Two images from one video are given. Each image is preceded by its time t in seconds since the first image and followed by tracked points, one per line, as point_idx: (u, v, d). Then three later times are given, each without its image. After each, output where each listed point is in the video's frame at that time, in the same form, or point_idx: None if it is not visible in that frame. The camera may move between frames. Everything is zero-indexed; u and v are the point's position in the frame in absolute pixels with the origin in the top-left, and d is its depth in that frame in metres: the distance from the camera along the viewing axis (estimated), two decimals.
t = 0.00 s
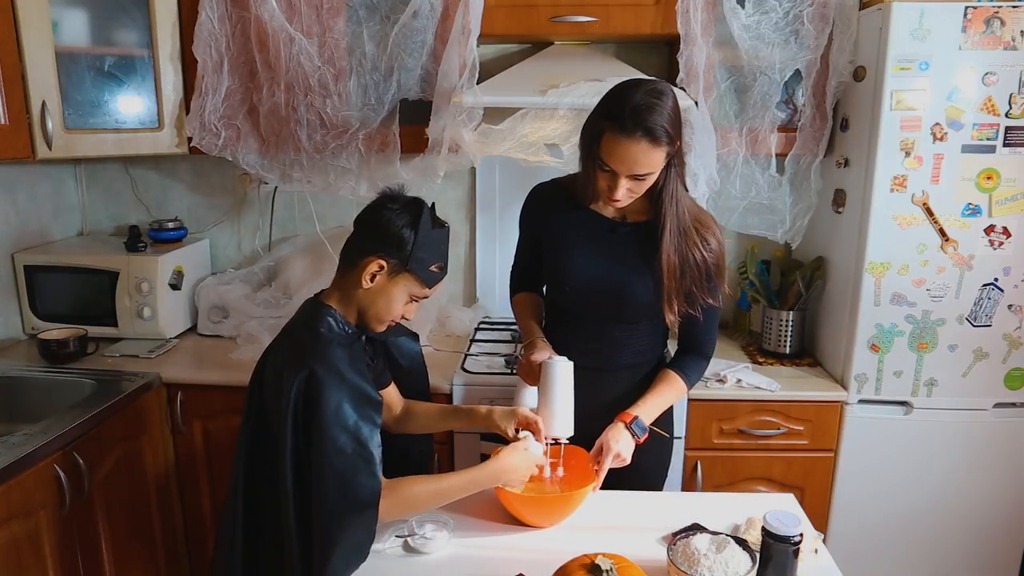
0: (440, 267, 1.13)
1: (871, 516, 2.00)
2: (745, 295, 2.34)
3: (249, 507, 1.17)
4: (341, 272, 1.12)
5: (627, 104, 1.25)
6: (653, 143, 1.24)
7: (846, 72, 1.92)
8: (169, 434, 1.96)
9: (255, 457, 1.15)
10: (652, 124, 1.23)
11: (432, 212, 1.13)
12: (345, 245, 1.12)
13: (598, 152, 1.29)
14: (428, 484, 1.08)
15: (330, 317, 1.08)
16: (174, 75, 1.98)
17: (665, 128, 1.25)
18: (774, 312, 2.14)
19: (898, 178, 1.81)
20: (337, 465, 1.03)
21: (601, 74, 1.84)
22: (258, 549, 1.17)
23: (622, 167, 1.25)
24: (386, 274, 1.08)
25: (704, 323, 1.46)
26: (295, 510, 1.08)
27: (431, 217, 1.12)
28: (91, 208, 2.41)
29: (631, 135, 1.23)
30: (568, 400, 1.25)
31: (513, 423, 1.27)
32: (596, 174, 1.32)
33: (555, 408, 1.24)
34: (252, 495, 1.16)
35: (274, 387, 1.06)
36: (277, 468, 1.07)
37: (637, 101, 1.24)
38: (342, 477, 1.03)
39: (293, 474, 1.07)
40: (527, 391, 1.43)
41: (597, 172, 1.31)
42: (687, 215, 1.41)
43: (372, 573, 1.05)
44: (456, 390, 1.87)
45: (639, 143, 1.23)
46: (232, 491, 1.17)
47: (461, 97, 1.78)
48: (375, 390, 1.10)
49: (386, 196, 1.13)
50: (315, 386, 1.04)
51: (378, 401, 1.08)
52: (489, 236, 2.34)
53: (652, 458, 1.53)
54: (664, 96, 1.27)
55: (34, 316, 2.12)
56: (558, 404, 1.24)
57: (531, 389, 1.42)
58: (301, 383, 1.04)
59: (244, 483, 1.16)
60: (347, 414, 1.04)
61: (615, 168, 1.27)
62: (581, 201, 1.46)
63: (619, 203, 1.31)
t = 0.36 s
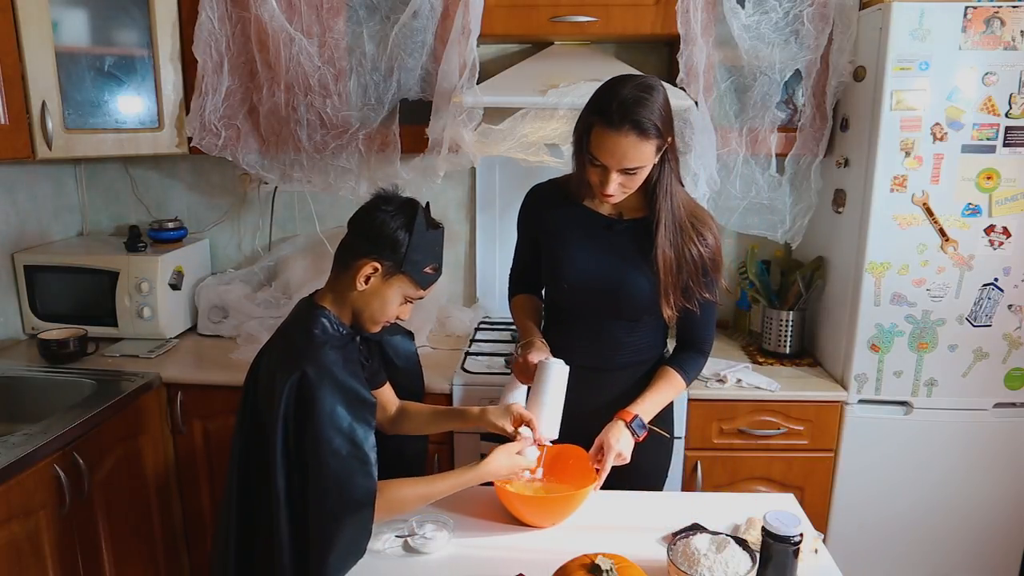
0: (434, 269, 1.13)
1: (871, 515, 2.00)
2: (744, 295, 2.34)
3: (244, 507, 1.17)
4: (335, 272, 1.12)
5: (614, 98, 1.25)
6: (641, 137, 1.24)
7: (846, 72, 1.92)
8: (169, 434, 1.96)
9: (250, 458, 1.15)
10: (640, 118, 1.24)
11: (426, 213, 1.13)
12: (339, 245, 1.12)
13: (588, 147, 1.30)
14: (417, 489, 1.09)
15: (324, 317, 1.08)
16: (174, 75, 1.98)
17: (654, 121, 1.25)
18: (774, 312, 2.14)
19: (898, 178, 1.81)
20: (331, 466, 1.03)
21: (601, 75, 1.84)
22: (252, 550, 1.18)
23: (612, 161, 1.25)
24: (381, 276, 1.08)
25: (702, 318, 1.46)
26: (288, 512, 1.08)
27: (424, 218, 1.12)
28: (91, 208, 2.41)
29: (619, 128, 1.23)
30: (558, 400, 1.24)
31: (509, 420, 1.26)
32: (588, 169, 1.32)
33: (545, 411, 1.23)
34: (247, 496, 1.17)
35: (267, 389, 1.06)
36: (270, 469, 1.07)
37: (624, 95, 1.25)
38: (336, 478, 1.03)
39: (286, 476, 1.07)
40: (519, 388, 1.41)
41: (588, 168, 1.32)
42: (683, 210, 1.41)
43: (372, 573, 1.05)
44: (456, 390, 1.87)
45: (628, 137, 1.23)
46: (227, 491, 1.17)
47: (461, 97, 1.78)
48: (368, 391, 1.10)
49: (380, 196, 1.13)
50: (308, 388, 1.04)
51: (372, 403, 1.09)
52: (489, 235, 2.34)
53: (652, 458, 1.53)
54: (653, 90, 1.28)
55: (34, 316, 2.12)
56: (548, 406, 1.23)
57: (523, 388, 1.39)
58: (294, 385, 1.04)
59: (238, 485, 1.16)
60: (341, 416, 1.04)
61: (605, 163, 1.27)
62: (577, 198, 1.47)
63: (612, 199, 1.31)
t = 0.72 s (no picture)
0: (422, 262, 1.12)
1: (871, 515, 2.00)
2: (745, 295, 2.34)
3: (236, 507, 1.17)
4: (322, 271, 1.12)
5: (606, 95, 1.25)
6: (634, 133, 1.24)
7: (846, 72, 1.92)
8: (169, 434, 1.96)
9: (240, 459, 1.15)
10: (632, 114, 1.24)
11: (410, 205, 1.11)
12: (325, 244, 1.11)
13: (581, 144, 1.30)
14: (412, 487, 1.09)
15: (313, 317, 1.07)
16: (174, 75, 1.98)
17: (645, 117, 1.25)
18: (774, 312, 2.14)
19: (898, 178, 1.81)
20: (323, 466, 1.04)
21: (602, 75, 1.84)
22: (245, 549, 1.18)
23: (604, 158, 1.25)
24: (367, 272, 1.07)
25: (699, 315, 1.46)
26: (280, 512, 1.09)
27: (409, 211, 1.11)
28: (91, 208, 2.41)
29: (610, 125, 1.23)
30: (564, 407, 1.23)
31: (497, 412, 1.25)
32: (582, 167, 1.32)
33: (550, 411, 1.21)
34: (238, 496, 1.17)
35: (256, 390, 1.06)
36: (261, 470, 1.07)
37: (616, 91, 1.25)
38: (328, 477, 1.04)
39: (277, 476, 1.08)
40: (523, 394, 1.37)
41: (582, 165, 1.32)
42: (677, 208, 1.41)
43: (372, 573, 1.05)
44: (456, 390, 1.88)
45: (620, 134, 1.23)
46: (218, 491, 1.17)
47: (461, 97, 1.78)
48: (358, 390, 1.11)
49: (362, 192, 1.12)
50: (297, 388, 1.04)
51: (361, 401, 1.09)
52: (489, 236, 2.34)
53: (652, 458, 1.53)
54: (645, 87, 1.28)
55: (33, 315, 2.12)
56: (551, 405, 1.21)
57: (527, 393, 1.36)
58: (283, 385, 1.04)
59: (230, 485, 1.16)
60: (331, 416, 1.05)
61: (598, 159, 1.27)
62: (574, 198, 1.47)
63: (606, 196, 1.31)
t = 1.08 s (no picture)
0: (400, 248, 1.11)
1: (871, 515, 2.00)
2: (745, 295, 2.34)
3: (228, 507, 1.18)
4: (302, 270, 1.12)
5: (610, 92, 1.26)
6: (640, 130, 1.25)
7: (846, 73, 1.92)
8: (169, 434, 1.96)
9: (230, 459, 1.15)
10: (637, 111, 1.24)
11: (376, 191, 1.10)
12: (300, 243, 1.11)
13: (585, 141, 1.30)
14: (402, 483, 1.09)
15: (297, 316, 1.08)
16: (174, 75, 1.97)
17: (649, 114, 1.26)
18: (774, 312, 2.14)
19: (898, 178, 1.81)
20: (312, 464, 1.04)
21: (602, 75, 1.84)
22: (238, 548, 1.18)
23: (611, 155, 1.26)
24: (344, 266, 1.07)
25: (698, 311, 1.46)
26: (271, 510, 1.09)
27: (378, 198, 1.09)
28: (91, 208, 2.41)
29: (617, 121, 1.24)
30: (546, 407, 1.24)
31: (493, 403, 1.26)
32: (586, 164, 1.33)
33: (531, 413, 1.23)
34: (229, 496, 1.17)
35: (242, 390, 1.06)
36: (249, 469, 1.08)
37: (620, 88, 1.25)
38: (317, 475, 1.04)
39: (266, 475, 1.08)
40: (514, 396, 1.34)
41: (586, 162, 1.32)
42: (674, 204, 1.42)
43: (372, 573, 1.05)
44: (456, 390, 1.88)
45: (626, 130, 1.24)
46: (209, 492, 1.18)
47: (461, 97, 1.78)
48: (345, 387, 1.11)
49: (330, 185, 1.11)
50: (283, 387, 1.04)
51: (349, 398, 1.09)
52: (489, 236, 2.34)
53: (652, 458, 1.52)
54: (645, 83, 1.28)
55: (33, 315, 2.12)
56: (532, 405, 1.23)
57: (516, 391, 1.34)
58: (269, 385, 1.05)
59: (220, 485, 1.16)
60: (318, 414, 1.05)
61: (604, 156, 1.27)
62: (574, 198, 1.48)
63: (611, 193, 1.32)
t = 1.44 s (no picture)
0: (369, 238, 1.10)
1: (871, 515, 2.00)
2: (745, 295, 2.34)
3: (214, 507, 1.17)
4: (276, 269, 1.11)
5: (556, 84, 1.25)
6: (585, 118, 1.24)
7: (846, 73, 1.92)
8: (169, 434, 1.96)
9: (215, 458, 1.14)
10: (583, 100, 1.24)
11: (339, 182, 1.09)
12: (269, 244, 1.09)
13: (531, 134, 1.28)
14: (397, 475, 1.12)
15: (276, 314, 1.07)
16: (174, 74, 2.01)
17: (595, 103, 1.25)
18: (774, 312, 2.14)
19: (898, 178, 1.81)
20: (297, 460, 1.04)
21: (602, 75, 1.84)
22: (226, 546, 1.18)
23: (558, 144, 1.24)
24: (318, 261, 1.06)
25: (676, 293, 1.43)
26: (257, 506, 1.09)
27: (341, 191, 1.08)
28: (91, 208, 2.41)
29: (562, 111, 1.23)
30: (489, 411, 1.17)
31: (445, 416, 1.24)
32: (537, 158, 1.30)
33: (480, 422, 1.16)
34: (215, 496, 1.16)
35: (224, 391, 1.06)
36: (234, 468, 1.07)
37: (564, 79, 1.25)
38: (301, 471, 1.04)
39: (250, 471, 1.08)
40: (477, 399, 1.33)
41: (535, 155, 1.30)
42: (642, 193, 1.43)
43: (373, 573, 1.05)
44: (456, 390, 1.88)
45: (570, 119, 1.23)
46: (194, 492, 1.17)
47: (461, 97, 1.78)
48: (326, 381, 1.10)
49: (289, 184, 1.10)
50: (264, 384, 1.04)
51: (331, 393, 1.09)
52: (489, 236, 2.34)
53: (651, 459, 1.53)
54: (592, 75, 1.28)
55: (33, 316, 2.12)
56: (477, 416, 1.16)
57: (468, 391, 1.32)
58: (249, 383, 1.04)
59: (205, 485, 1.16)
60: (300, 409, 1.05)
61: (552, 147, 1.25)
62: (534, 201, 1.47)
63: (563, 185, 1.28)
